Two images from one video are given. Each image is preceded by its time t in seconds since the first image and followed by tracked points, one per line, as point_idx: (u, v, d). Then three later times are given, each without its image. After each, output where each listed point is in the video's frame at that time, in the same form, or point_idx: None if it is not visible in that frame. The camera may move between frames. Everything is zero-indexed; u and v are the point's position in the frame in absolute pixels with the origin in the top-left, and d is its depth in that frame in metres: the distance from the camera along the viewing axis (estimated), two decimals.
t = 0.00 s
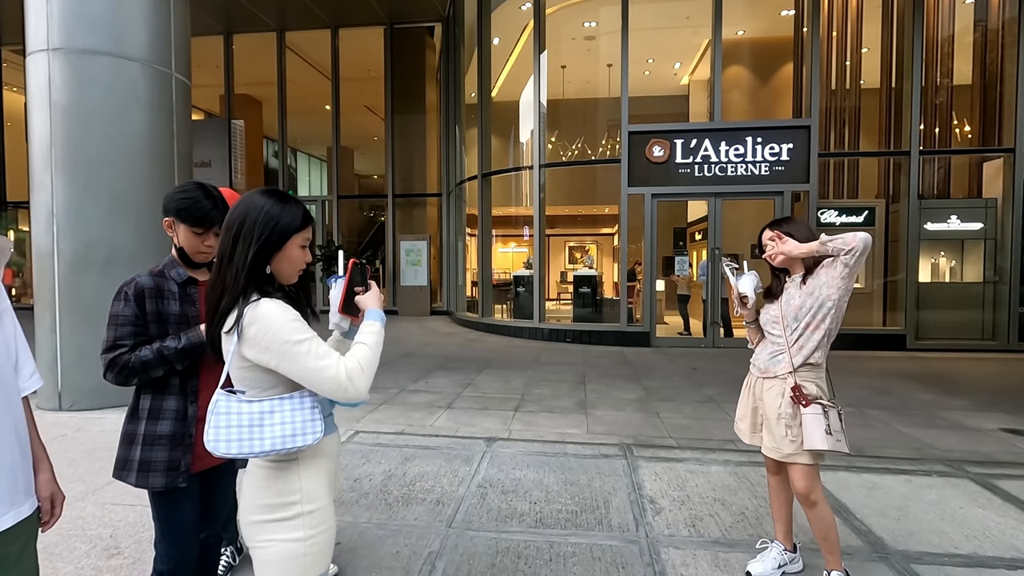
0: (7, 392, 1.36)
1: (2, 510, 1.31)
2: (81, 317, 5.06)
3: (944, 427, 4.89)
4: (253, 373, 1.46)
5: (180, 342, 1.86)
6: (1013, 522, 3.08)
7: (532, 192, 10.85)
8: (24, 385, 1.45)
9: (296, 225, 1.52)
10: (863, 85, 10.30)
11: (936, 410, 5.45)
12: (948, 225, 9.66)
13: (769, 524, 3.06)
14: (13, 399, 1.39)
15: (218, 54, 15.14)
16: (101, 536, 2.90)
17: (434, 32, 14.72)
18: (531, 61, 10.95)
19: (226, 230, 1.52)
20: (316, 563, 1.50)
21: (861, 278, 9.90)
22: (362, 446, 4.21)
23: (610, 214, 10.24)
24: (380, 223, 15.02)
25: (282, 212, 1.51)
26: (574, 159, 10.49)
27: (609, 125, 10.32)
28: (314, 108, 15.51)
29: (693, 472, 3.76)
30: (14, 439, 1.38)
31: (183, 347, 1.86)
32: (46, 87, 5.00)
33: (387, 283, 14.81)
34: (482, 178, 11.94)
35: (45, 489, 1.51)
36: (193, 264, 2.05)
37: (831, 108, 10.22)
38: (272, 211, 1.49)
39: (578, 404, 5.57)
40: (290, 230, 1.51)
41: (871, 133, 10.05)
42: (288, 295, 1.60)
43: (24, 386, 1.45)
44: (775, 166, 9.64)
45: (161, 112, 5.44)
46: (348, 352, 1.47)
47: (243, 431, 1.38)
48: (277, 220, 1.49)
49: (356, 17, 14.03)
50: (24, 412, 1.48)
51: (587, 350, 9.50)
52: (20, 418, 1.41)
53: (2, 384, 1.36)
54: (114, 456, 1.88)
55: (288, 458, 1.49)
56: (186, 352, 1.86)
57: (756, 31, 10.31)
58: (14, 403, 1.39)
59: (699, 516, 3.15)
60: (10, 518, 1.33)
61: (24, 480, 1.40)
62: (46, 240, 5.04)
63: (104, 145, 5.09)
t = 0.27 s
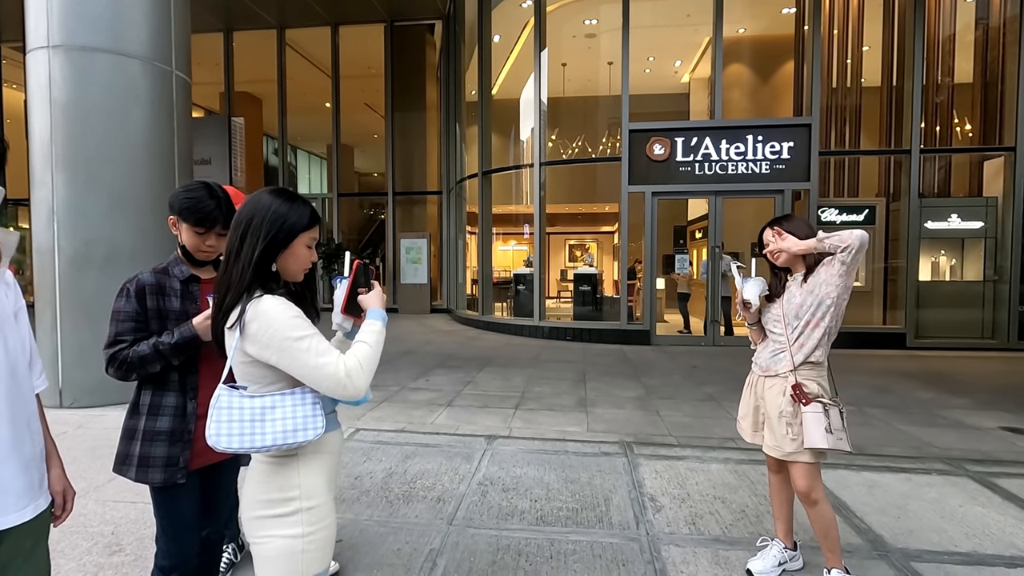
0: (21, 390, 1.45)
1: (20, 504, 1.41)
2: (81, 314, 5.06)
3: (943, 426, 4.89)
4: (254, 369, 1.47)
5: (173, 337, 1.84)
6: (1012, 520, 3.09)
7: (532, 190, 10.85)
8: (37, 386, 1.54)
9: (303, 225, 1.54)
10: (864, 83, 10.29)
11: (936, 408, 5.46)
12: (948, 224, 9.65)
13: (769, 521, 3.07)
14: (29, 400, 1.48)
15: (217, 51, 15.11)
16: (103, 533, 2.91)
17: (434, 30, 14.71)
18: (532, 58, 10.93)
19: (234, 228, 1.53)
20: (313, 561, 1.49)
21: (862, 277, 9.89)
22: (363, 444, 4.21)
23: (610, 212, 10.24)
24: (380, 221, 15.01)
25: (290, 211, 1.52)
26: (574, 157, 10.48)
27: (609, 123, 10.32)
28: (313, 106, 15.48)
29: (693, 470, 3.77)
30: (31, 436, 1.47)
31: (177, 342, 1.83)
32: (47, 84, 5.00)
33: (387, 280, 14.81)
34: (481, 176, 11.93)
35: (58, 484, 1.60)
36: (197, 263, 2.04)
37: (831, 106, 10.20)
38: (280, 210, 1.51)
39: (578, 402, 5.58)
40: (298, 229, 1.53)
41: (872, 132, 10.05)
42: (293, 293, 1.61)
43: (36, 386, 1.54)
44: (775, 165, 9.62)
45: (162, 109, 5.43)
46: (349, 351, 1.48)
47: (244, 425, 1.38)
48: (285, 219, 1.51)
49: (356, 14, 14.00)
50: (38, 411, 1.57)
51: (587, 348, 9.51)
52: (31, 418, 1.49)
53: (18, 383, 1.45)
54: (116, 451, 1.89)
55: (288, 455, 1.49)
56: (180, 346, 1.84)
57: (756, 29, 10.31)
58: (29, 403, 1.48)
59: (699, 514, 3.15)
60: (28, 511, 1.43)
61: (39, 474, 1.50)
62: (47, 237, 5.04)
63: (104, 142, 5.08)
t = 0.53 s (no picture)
0: (32, 384, 1.47)
1: (28, 496, 1.42)
2: (83, 311, 5.07)
3: (943, 423, 4.90)
4: (260, 364, 1.47)
5: (164, 325, 1.81)
6: (1010, 516, 3.11)
7: (532, 187, 10.85)
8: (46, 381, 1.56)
9: (311, 221, 1.56)
10: (866, 81, 10.28)
11: (936, 406, 5.46)
12: (949, 221, 9.64)
13: (769, 518, 3.08)
14: (38, 394, 1.50)
15: (218, 48, 15.10)
16: (105, 528, 2.92)
17: (435, 27, 14.68)
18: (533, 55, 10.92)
19: (241, 222, 1.55)
20: (318, 554, 1.50)
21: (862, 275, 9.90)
22: (364, 440, 4.22)
23: (611, 209, 10.24)
24: (381, 218, 15.02)
25: (298, 207, 1.55)
26: (575, 154, 10.48)
27: (609, 120, 10.32)
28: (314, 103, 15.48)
29: (693, 467, 3.77)
30: (39, 430, 1.49)
31: (168, 329, 1.81)
32: (47, 81, 5.00)
33: (387, 278, 14.83)
34: (482, 173, 11.92)
35: (63, 479, 1.62)
36: (196, 259, 2.05)
37: (833, 104, 10.17)
38: (288, 205, 1.53)
39: (578, 399, 5.59)
40: (305, 226, 1.55)
41: (873, 129, 10.03)
42: (299, 289, 1.63)
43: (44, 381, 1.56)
44: (776, 162, 9.61)
45: (162, 106, 5.43)
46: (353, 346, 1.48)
47: (251, 420, 1.39)
48: (293, 215, 1.53)
49: (357, 11, 13.97)
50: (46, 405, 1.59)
51: (587, 345, 9.51)
52: (41, 412, 1.52)
53: (28, 377, 1.46)
54: (121, 446, 1.91)
55: (293, 449, 1.49)
56: (171, 334, 1.82)
57: (758, 26, 10.29)
58: (38, 397, 1.50)
59: (699, 511, 3.16)
60: (36, 504, 1.45)
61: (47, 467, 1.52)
62: (48, 233, 5.04)
63: (105, 138, 5.09)
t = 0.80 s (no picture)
0: (40, 376, 1.51)
1: (35, 485, 1.45)
2: (86, 307, 5.10)
3: (941, 419, 4.92)
4: (266, 354, 1.52)
5: (158, 316, 1.82)
6: (1006, 511, 3.13)
7: (533, 184, 10.88)
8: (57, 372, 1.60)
9: (316, 214, 1.60)
10: (867, 78, 10.27)
11: (935, 402, 5.48)
12: (949, 219, 9.65)
13: (766, 511, 3.10)
14: (46, 386, 1.53)
15: (219, 46, 15.11)
16: (108, 521, 2.95)
17: (436, 24, 14.67)
18: (533, 53, 10.93)
19: (247, 213, 1.58)
20: (318, 538, 1.53)
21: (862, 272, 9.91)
22: (364, 435, 4.25)
23: (612, 207, 10.24)
24: (382, 215, 15.04)
25: (304, 200, 1.59)
26: (576, 152, 10.49)
27: (610, 117, 10.32)
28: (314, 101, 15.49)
29: (691, 462, 3.80)
30: (48, 420, 1.52)
31: (162, 320, 1.82)
32: (49, 77, 5.02)
33: (388, 275, 14.86)
34: (483, 170, 11.94)
35: (70, 471, 1.65)
36: (186, 252, 2.08)
37: (834, 101, 10.16)
38: (294, 198, 1.57)
39: (578, 395, 5.62)
40: (310, 218, 1.59)
41: (874, 127, 10.03)
42: (302, 280, 1.66)
43: (54, 374, 1.59)
44: (776, 159, 9.61)
45: (163, 102, 5.45)
46: (357, 335, 1.52)
47: (259, 409, 1.44)
48: (299, 207, 1.57)
49: (357, 8, 13.97)
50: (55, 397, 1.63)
51: (587, 342, 9.54)
52: (49, 404, 1.54)
53: (38, 369, 1.50)
54: (122, 439, 1.92)
55: (295, 436, 1.52)
56: (166, 325, 1.82)
57: (759, 23, 10.27)
58: (47, 388, 1.53)
59: (697, 505, 3.18)
60: (43, 493, 1.48)
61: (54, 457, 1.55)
62: (50, 230, 5.07)
63: (107, 135, 5.11)
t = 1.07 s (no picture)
0: (48, 364, 1.56)
1: (41, 469, 1.51)
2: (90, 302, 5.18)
3: (935, 414, 4.96)
4: (263, 341, 1.59)
5: (145, 310, 1.88)
6: (994, 502, 3.17)
7: (534, 182, 10.93)
8: (66, 361, 1.66)
9: (310, 206, 1.66)
10: (867, 76, 10.29)
11: (930, 397, 5.52)
12: (948, 216, 9.66)
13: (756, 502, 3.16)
14: (54, 373, 1.59)
15: (221, 44, 15.18)
16: (112, 510, 3.02)
17: (437, 22, 14.70)
18: (534, 51, 10.97)
19: (245, 205, 1.64)
20: (312, 516, 1.61)
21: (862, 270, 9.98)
22: (363, 428, 4.31)
23: (612, 204, 10.26)
24: (383, 213, 15.10)
25: (300, 192, 1.65)
26: (576, 149, 10.54)
27: (610, 115, 10.36)
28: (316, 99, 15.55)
29: (685, 455, 3.85)
30: (56, 407, 1.58)
31: (149, 314, 1.88)
32: (53, 75, 5.08)
33: (389, 272, 14.93)
34: (484, 168, 11.99)
35: (79, 457, 1.71)
36: (167, 244, 2.14)
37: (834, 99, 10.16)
38: (290, 191, 1.63)
39: (575, 390, 5.68)
40: (306, 210, 1.65)
41: (873, 124, 10.04)
42: (299, 270, 1.72)
43: (63, 362, 1.65)
44: (776, 157, 9.64)
45: (165, 100, 5.50)
46: (350, 323, 1.58)
47: (256, 393, 1.52)
48: (295, 200, 1.63)
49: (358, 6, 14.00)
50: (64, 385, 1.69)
51: (586, 339, 9.60)
52: (57, 391, 1.60)
53: (46, 357, 1.56)
54: (108, 424, 2.00)
55: (289, 420, 1.59)
56: (152, 318, 1.88)
57: (760, 21, 10.29)
58: (55, 376, 1.59)
59: (689, 496, 3.24)
60: (49, 477, 1.54)
61: (62, 442, 1.61)
62: (54, 227, 5.14)
63: (110, 132, 5.17)
